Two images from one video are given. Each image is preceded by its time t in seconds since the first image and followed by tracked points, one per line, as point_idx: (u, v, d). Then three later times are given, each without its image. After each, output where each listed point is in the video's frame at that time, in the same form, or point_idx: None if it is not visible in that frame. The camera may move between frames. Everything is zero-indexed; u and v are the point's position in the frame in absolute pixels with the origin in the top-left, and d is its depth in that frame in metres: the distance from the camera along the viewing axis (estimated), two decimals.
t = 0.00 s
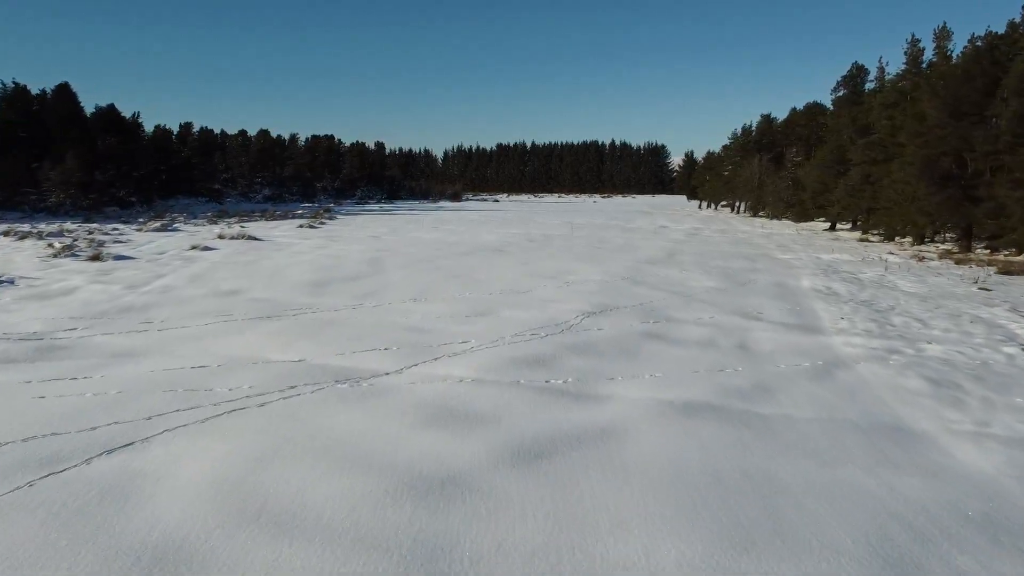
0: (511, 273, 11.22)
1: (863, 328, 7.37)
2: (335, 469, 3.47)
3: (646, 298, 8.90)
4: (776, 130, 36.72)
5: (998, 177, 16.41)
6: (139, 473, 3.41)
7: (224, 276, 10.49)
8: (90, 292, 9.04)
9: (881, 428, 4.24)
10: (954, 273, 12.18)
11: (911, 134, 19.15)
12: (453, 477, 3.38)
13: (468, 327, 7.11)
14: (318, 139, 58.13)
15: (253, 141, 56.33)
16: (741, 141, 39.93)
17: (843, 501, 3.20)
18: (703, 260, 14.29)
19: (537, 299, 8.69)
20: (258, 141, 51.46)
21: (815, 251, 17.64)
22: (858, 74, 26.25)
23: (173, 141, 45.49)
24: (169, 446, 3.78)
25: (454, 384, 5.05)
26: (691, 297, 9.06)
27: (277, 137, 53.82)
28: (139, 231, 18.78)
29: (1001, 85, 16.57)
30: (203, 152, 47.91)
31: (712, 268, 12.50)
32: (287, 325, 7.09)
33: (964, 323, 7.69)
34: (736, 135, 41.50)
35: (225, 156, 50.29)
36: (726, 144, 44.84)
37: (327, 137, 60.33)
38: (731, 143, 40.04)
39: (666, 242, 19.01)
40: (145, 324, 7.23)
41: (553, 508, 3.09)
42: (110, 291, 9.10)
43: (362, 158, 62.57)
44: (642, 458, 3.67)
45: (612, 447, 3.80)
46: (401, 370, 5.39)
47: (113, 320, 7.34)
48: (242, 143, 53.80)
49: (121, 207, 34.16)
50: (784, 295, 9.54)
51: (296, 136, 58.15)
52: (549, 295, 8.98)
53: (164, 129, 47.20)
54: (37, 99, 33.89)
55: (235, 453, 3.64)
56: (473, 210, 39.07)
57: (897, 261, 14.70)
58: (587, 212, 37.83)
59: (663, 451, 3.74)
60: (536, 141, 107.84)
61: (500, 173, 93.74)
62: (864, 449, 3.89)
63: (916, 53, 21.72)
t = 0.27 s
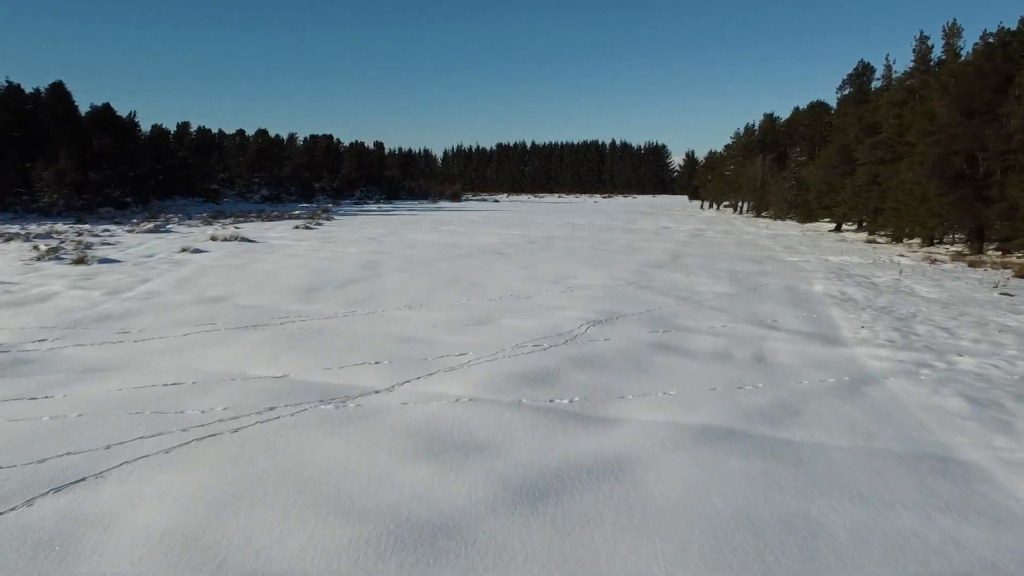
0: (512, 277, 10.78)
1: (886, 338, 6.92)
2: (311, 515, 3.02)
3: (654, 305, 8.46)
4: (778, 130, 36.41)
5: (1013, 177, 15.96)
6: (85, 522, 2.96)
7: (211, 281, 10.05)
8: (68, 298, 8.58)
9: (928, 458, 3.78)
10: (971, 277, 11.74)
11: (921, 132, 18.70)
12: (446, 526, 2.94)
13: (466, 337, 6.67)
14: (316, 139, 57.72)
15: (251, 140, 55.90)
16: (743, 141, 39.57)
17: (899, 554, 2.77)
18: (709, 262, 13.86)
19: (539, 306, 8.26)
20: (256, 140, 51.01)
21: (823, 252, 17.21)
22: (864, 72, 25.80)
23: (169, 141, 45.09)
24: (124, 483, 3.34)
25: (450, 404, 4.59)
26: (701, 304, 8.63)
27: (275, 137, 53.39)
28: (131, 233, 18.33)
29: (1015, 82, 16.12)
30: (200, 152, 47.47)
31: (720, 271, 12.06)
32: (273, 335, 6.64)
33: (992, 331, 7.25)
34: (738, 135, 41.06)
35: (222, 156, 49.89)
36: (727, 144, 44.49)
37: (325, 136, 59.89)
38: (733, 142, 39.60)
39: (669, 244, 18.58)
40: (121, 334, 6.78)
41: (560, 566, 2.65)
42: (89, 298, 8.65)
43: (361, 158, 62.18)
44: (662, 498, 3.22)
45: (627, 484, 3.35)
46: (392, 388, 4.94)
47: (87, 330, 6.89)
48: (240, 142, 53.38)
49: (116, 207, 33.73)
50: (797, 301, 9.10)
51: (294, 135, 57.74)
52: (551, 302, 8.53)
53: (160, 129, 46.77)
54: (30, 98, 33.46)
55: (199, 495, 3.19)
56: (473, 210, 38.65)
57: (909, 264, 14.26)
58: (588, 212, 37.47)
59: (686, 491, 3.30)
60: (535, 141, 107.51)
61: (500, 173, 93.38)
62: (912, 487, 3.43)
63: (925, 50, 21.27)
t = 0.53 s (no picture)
0: (512, 282, 10.32)
1: (914, 350, 6.47)
2: None
3: (662, 313, 8.00)
4: (782, 130, 36.04)
5: None
6: None
7: (197, 287, 9.58)
8: (43, 305, 8.13)
9: (986, 497, 3.33)
10: (990, 281, 11.28)
11: (931, 131, 18.25)
12: None
13: (463, 350, 6.21)
14: (314, 139, 57.27)
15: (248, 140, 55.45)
16: (745, 141, 39.17)
17: None
18: (716, 266, 13.41)
19: (541, 314, 7.80)
20: (253, 140, 50.55)
21: (832, 255, 16.76)
22: (870, 70, 25.35)
23: (166, 140, 44.63)
24: (65, 533, 2.88)
25: (444, 430, 4.14)
26: (711, 311, 8.17)
27: (272, 136, 52.92)
28: (121, 235, 17.87)
29: None
30: (197, 152, 47.01)
31: (729, 276, 11.60)
32: (256, 347, 6.19)
33: None
34: (740, 135, 40.62)
35: (219, 155, 49.44)
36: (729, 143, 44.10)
37: (323, 136, 59.41)
38: (735, 142, 39.14)
39: (673, 246, 18.13)
40: (94, 346, 6.32)
41: None
42: (66, 305, 8.19)
43: (359, 157, 61.72)
44: (689, 552, 2.77)
45: (646, 534, 2.89)
46: (381, 410, 4.48)
47: (57, 341, 6.43)
48: (237, 142, 52.90)
49: (110, 208, 33.28)
50: (813, 309, 8.64)
51: (292, 135, 57.27)
52: (554, 310, 8.07)
53: (157, 129, 46.32)
54: (23, 97, 33.00)
55: (148, 550, 2.74)
56: (472, 211, 38.20)
57: (923, 267, 13.81)
58: (589, 213, 37.05)
59: (716, 543, 2.85)
60: (535, 141, 107.08)
61: (500, 173, 92.95)
62: (973, 535, 2.98)
63: (934, 47, 20.82)
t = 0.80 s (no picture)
0: (512, 287, 9.86)
1: (946, 364, 6.00)
2: None
3: (671, 321, 7.55)
4: (785, 129, 35.70)
5: None
6: None
7: (181, 293, 9.11)
8: (15, 314, 7.66)
9: None
10: (1012, 286, 10.81)
11: (942, 130, 17.77)
12: None
13: (459, 365, 5.73)
14: (312, 139, 56.82)
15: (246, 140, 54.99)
16: (748, 140, 38.81)
17: None
18: (724, 269, 12.94)
19: (543, 324, 7.32)
20: (251, 139, 50.09)
21: (841, 257, 16.30)
22: (878, 68, 24.85)
23: (162, 140, 44.18)
24: None
25: (436, 464, 3.68)
26: (723, 319, 7.71)
27: (270, 136, 52.46)
28: (110, 236, 17.41)
29: None
30: (194, 152, 46.53)
31: (738, 279, 11.14)
32: (235, 363, 5.72)
33: None
34: (743, 135, 40.17)
35: (216, 155, 48.98)
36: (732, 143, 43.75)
37: (322, 136, 58.95)
38: (737, 142, 38.69)
39: (677, 248, 17.68)
40: (60, 360, 5.85)
41: None
42: (38, 314, 7.72)
43: (358, 157, 61.26)
44: None
45: None
46: (366, 439, 4.02)
47: (21, 355, 5.96)
48: (235, 142, 52.45)
49: (104, 208, 32.83)
50: (830, 316, 8.18)
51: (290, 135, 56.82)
52: (557, 319, 7.59)
53: (153, 128, 45.86)
54: (17, 96, 32.55)
55: None
56: (471, 211, 37.77)
57: (937, 270, 13.36)
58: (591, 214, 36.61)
59: None
60: (536, 141, 106.63)
61: (500, 173, 92.51)
62: None
63: (944, 44, 20.34)
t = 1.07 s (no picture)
0: (512, 293, 9.40)
1: (983, 382, 5.51)
2: None
3: (681, 332, 7.07)
4: (788, 129, 35.53)
5: None
6: None
7: (162, 300, 8.64)
8: None
9: None
10: None
11: (954, 129, 17.30)
12: None
13: (454, 383, 5.25)
14: (310, 139, 56.37)
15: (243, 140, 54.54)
16: (750, 140, 38.54)
17: None
18: (732, 273, 12.46)
19: (545, 335, 6.84)
20: (248, 139, 49.63)
21: (850, 260, 15.82)
22: (885, 67, 24.34)
23: (158, 139, 43.72)
24: None
25: (425, 509, 3.20)
26: (736, 330, 7.24)
27: (268, 136, 52.00)
28: (99, 238, 16.94)
29: None
30: (190, 151, 46.06)
31: (748, 284, 10.68)
32: (208, 381, 5.24)
33: None
34: (746, 134, 39.71)
35: (213, 155, 48.52)
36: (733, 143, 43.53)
37: (321, 135, 58.47)
38: (740, 142, 38.23)
39: (682, 250, 17.20)
40: (18, 378, 5.37)
41: None
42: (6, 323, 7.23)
43: (357, 157, 60.82)
44: None
45: None
46: (346, 477, 3.55)
47: None
48: (232, 141, 51.98)
49: (98, 209, 32.35)
50: (849, 325, 7.71)
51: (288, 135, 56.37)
52: (561, 330, 7.11)
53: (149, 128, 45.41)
54: (9, 95, 32.09)
55: None
56: (471, 212, 37.31)
57: (953, 274, 12.91)
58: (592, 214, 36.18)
59: None
60: (536, 141, 106.22)
61: (500, 173, 92.08)
62: None
63: (955, 41, 19.87)
